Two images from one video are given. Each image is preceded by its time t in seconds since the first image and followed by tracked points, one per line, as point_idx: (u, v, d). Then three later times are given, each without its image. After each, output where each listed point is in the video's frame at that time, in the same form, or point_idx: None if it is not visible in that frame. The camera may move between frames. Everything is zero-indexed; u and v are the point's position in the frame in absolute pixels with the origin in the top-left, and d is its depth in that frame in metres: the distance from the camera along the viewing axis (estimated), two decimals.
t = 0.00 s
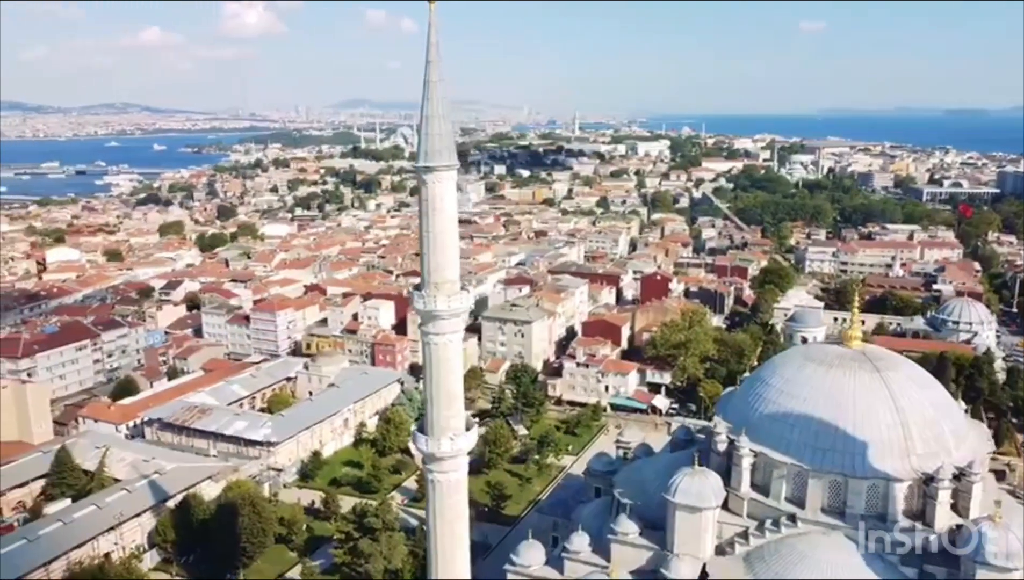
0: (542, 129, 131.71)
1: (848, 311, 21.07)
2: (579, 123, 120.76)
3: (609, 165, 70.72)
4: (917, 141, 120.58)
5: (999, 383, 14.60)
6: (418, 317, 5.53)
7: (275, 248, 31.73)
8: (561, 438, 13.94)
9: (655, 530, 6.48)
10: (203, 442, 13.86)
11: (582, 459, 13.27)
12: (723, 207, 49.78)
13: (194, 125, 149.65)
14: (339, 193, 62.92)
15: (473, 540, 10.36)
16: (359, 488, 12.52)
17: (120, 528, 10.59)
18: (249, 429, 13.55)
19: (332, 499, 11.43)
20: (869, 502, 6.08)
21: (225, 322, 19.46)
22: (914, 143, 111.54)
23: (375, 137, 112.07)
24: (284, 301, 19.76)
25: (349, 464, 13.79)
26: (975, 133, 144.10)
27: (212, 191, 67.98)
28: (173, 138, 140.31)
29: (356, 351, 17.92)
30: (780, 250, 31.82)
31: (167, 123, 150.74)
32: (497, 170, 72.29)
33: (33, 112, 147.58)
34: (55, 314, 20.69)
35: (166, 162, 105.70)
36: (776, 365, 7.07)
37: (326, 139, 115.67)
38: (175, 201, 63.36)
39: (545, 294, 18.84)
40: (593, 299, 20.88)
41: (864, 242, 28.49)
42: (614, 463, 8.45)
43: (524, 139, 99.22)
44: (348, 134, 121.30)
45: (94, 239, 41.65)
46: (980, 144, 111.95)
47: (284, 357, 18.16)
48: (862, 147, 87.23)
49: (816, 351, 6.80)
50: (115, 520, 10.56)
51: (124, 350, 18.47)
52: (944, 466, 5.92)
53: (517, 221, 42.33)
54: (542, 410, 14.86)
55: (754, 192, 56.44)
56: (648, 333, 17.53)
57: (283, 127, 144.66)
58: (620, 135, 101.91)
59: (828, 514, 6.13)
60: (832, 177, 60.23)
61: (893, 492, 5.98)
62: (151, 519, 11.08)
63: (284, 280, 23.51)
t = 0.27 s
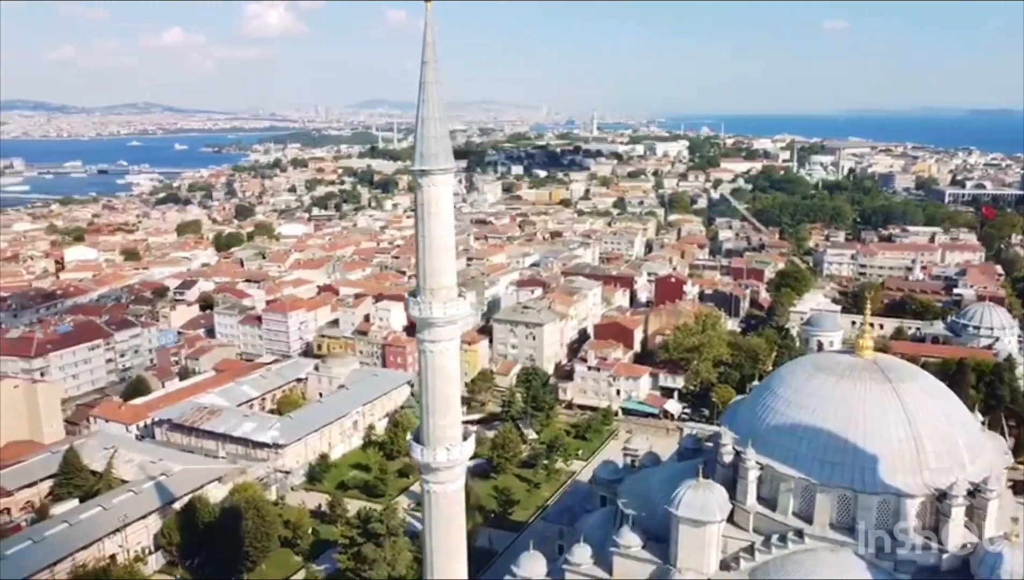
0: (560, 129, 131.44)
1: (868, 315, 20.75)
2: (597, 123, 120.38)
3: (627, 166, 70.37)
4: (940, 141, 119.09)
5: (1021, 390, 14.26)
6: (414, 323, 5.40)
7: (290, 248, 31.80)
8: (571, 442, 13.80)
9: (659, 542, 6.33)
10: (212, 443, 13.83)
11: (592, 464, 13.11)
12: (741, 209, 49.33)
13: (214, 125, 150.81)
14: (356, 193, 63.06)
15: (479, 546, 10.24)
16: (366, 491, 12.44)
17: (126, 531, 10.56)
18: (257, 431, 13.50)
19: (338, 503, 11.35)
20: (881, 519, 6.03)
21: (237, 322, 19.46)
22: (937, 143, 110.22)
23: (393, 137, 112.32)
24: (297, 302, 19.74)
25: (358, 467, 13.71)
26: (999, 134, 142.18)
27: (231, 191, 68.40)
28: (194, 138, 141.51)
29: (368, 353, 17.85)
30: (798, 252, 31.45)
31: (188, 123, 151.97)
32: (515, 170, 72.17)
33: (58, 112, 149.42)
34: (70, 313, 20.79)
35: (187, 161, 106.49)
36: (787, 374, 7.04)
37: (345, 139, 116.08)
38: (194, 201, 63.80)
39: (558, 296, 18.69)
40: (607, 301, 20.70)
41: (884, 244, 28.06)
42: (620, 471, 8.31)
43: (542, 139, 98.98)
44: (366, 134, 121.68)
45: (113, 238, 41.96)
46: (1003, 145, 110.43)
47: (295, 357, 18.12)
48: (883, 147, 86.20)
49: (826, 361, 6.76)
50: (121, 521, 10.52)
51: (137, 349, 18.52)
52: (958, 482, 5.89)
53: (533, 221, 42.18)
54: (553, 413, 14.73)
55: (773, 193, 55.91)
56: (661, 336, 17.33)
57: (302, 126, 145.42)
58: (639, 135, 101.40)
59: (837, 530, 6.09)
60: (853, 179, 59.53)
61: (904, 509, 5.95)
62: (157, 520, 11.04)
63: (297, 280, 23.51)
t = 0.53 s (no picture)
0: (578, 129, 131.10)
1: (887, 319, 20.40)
2: (615, 122, 119.92)
3: (645, 166, 70.00)
4: (963, 142, 117.53)
5: None
6: (410, 331, 5.27)
7: (305, 247, 31.84)
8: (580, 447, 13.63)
9: (661, 556, 6.20)
10: (221, 444, 13.81)
11: (602, 470, 12.93)
12: (760, 209, 48.87)
13: (234, 125, 151.94)
14: (373, 193, 63.18)
15: (484, 553, 10.13)
16: (373, 495, 12.36)
17: (132, 533, 10.53)
18: (265, 433, 13.45)
19: (344, 507, 11.27)
20: (891, 536, 5.95)
21: (249, 322, 19.47)
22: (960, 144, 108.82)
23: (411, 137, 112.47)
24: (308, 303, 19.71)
25: (366, 470, 13.63)
26: None
27: (249, 191, 68.81)
28: (215, 138, 142.54)
29: (378, 354, 17.78)
30: (816, 255, 31.06)
31: (208, 123, 153.15)
32: (532, 170, 72.03)
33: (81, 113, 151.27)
34: (85, 312, 20.89)
35: (207, 161, 107.27)
36: (795, 383, 6.96)
37: (363, 139, 116.43)
38: (213, 200, 64.22)
39: (570, 299, 18.52)
40: (620, 304, 20.50)
41: (904, 247, 27.61)
42: (626, 479, 8.17)
43: (560, 139, 98.74)
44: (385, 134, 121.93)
45: (132, 237, 42.24)
46: None
47: (306, 358, 18.09)
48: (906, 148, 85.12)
49: (836, 372, 6.66)
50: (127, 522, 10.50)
51: (150, 349, 18.57)
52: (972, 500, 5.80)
53: (549, 222, 41.99)
54: (564, 417, 14.59)
55: (792, 194, 55.36)
56: (674, 340, 17.12)
57: (321, 126, 146.12)
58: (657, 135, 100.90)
59: (845, 547, 6.01)
60: (874, 180, 58.81)
61: (916, 526, 5.87)
62: (163, 523, 11.01)
63: (310, 281, 23.50)
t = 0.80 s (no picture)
0: (597, 129, 130.64)
1: (906, 323, 20.06)
2: (633, 123, 119.36)
3: (663, 166, 69.56)
4: (987, 143, 115.88)
5: None
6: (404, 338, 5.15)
7: (320, 248, 31.86)
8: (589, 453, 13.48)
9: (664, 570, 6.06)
10: (230, 446, 13.78)
11: (611, 476, 12.75)
12: (778, 210, 48.38)
13: (255, 124, 152.85)
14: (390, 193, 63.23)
15: (490, 560, 10.02)
16: (380, 499, 12.27)
17: (136, 535, 10.49)
18: (274, 435, 13.40)
19: (350, 511, 11.18)
20: (901, 554, 5.89)
21: (261, 323, 19.46)
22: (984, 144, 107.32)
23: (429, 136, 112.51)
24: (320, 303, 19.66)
25: (374, 473, 13.55)
26: None
27: (267, 191, 69.10)
28: (235, 137, 143.44)
29: (389, 356, 17.69)
30: (835, 257, 30.65)
31: (229, 123, 154.21)
32: (549, 170, 71.80)
33: (104, 113, 152.91)
34: (100, 312, 20.99)
35: (226, 160, 107.94)
36: (805, 393, 6.93)
37: (381, 139, 116.66)
38: (231, 200, 64.56)
39: (583, 301, 18.35)
40: (634, 307, 20.29)
41: (925, 249, 27.17)
42: (632, 488, 8.04)
43: (578, 139, 98.42)
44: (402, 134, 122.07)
45: (150, 236, 42.44)
46: None
47: (317, 359, 18.05)
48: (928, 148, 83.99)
49: (847, 385, 6.61)
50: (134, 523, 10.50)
51: (162, 349, 18.60)
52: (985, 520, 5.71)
53: (565, 222, 41.78)
54: (574, 422, 14.43)
55: (812, 195, 54.77)
56: (688, 343, 16.87)
57: (340, 126, 146.62)
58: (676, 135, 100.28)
59: (852, 564, 5.96)
60: (895, 180, 58.06)
61: (928, 545, 5.79)
62: (168, 525, 10.97)
63: (323, 281, 23.47)
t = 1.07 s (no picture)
0: (615, 129, 130.13)
1: (926, 327, 19.71)
2: (652, 123, 118.78)
3: (681, 167, 69.10)
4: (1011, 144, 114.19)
5: None
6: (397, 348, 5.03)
7: (336, 248, 31.88)
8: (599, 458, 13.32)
9: None
10: (238, 447, 13.75)
11: (622, 481, 12.59)
12: (797, 212, 47.87)
13: (274, 124, 153.67)
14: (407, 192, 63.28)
15: (495, 567, 9.89)
16: (387, 503, 12.18)
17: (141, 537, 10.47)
18: (282, 437, 13.35)
19: (355, 515, 11.08)
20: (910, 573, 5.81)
21: (273, 323, 19.44)
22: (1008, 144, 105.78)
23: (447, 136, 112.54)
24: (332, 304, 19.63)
25: (382, 476, 13.46)
26: None
27: (285, 191, 69.37)
28: (255, 137, 144.28)
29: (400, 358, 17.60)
30: (854, 259, 30.21)
31: (249, 122, 155.21)
32: (566, 171, 71.55)
33: (126, 112, 154.38)
34: (114, 311, 21.08)
35: (246, 160, 108.63)
36: (814, 404, 6.91)
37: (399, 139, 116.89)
38: (250, 200, 64.90)
39: (595, 303, 18.17)
40: (647, 309, 20.08)
41: (946, 252, 26.71)
42: (637, 497, 7.91)
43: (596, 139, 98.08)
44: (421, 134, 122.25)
45: (168, 236, 42.69)
46: None
47: (328, 360, 18.00)
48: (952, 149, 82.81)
49: (856, 398, 6.59)
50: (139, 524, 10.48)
51: (175, 349, 18.63)
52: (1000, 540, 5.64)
53: (581, 223, 41.57)
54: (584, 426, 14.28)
55: (831, 196, 54.15)
56: (701, 347, 16.61)
57: (359, 126, 147.07)
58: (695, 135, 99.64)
59: None
60: (917, 181, 57.27)
61: (940, 564, 5.71)
62: (173, 527, 10.93)
63: (336, 282, 23.45)
